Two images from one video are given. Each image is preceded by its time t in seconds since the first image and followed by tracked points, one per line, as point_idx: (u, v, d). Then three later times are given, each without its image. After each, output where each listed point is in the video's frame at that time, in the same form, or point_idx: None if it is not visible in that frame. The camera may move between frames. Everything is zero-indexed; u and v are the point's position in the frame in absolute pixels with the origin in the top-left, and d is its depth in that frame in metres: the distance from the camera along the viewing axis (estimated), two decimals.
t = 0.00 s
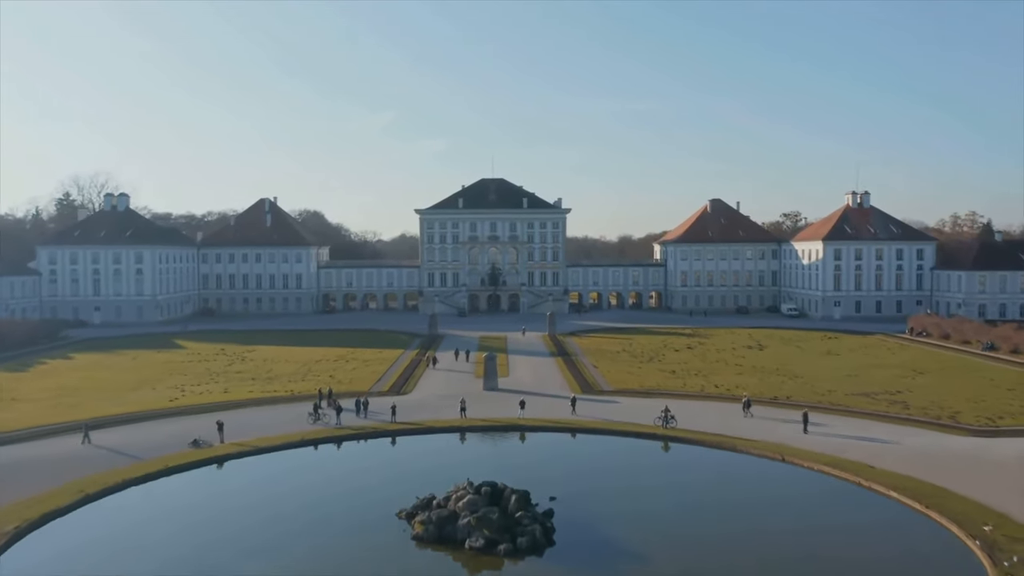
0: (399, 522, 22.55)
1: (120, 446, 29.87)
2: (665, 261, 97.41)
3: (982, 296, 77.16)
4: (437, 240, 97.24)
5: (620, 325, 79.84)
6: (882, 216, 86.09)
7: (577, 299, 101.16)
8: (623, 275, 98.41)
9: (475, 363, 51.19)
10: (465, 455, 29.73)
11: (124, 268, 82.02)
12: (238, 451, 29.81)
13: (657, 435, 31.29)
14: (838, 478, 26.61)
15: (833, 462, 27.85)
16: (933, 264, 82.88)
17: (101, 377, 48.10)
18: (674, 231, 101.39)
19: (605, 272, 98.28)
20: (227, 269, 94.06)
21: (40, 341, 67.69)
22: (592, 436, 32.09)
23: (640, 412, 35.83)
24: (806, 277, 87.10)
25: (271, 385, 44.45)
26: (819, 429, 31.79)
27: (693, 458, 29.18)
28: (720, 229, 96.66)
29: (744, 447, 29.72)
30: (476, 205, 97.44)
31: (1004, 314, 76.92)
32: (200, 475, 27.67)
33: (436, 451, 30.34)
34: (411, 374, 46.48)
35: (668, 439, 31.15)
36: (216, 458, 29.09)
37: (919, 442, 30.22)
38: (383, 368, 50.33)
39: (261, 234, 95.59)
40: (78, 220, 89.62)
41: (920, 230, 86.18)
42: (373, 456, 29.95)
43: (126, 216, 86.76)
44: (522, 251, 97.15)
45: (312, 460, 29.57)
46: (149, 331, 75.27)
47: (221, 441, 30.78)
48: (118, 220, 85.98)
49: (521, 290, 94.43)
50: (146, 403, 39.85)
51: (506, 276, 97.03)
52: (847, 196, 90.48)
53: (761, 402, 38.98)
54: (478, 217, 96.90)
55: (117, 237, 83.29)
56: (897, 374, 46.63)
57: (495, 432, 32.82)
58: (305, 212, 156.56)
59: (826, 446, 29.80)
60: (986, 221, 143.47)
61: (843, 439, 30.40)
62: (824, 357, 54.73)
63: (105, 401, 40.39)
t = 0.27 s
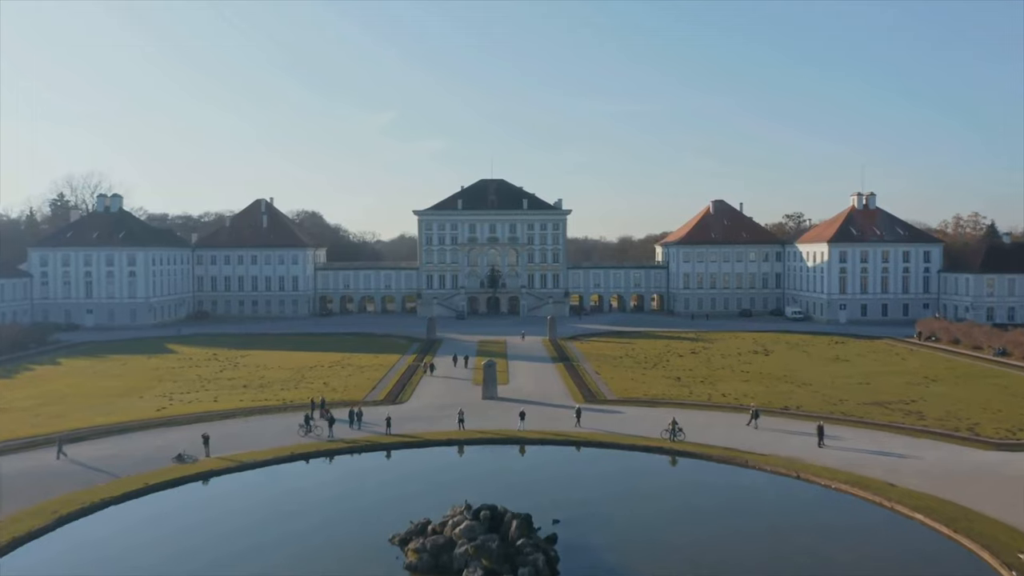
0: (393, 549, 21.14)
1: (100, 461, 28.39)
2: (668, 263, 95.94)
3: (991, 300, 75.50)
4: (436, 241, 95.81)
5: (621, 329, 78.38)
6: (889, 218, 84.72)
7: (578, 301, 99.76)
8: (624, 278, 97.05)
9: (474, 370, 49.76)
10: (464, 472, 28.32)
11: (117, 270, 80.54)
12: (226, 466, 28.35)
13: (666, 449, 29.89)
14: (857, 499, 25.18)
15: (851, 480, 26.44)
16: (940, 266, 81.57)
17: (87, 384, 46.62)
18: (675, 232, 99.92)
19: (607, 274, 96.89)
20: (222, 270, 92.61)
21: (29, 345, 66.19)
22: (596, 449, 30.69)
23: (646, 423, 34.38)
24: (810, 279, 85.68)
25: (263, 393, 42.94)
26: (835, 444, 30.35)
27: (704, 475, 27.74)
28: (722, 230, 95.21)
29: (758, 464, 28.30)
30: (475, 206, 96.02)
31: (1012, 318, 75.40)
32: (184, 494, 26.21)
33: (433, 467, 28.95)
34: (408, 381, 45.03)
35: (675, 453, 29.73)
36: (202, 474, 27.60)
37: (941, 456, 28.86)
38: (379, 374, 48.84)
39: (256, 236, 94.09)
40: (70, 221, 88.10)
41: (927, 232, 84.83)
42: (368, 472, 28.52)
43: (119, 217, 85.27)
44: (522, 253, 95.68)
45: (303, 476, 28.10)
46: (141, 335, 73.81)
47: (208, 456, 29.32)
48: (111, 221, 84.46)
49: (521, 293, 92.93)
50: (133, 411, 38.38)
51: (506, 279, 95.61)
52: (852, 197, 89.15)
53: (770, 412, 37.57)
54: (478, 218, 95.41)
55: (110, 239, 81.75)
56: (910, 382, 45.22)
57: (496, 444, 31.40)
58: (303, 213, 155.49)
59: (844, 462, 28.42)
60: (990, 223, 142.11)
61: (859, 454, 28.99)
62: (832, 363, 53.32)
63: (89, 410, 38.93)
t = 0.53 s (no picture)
0: None
1: (77, 478, 26.94)
2: (670, 265, 94.47)
3: (999, 304, 73.93)
4: (435, 243, 94.39)
5: (623, 332, 76.97)
6: (895, 220, 83.33)
7: (579, 304, 98.41)
8: (626, 280, 95.66)
9: (473, 376, 48.30)
10: (461, 490, 26.86)
11: (109, 271, 79.10)
12: (211, 483, 26.90)
13: (674, 466, 28.47)
14: (879, 522, 23.71)
15: (872, 500, 24.97)
16: (947, 269, 80.16)
17: (73, 391, 45.16)
18: (678, 234, 98.48)
19: (608, 276, 95.52)
20: (217, 272, 91.19)
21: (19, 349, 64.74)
22: (600, 464, 29.21)
23: (652, 435, 32.95)
24: (815, 282, 84.29)
25: (254, 400, 41.48)
26: (852, 459, 28.92)
27: (715, 494, 26.31)
28: (726, 232, 93.77)
29: (771, 482, 26.87)
30: (474, 207, 94.59)
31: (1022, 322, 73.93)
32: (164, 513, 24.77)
33: (428, 485, 27.47)
34: (404, 388, 43.54)
35: (684, 469, 28.24)
36: (185, 491, 26.15)
37: (963, 473, 27.42)
38: (375, 380, 47.37)
39: (252, 237, 92.63)
40: (63, 222, 86.68)
41: (934, 234, 83.42)
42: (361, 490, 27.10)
43: (112, 218, 83.81)
44: (522, 255, 94.20)
45: (292, 493, 26.66)
46: (133, 338, 72.38)
47: (191, 472, 27.88)
48: (103, 221, 83.01)
49: (521, 295, 91.46)
50: (118, 421, 36.93)
51: (506, 281, 94.10)
52: (858, 198, 87.77)
53: (781, 423, 36.08)
54: (477, 219, 93.95)
55: (102, 240, 80.29)
56: (923, 390, 43.77)
57: (495, 459, 29.94)
58: (301, 214, 154.30)
59: (863, 480, 27.00)
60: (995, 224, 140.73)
61: (877, 471, 27.56)
62: (841, 369, 51.89)
63: (72, 420, 37.45)
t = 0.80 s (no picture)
0: None
1: (56, 494, 25.71)
2: (672, 267, 93.64)
3: (1007, 307, 72.77)
4: (434, 244, 93.16)
5: (624, 335, 75.72)
6: (901, 222, 82.14)
7: (580, 306, 97.19)
8: (627, 282, 94.43)
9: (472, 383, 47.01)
10: (459, 506, 25.53)
11: (102, 273, 77.85)
12: (196, 499, 25.65)
13: (682, 480, 27.20)
14: (900, 543, 22.40)
15: (891, 518, 23.70)
16: (954, 272, 78.97)
17: (60, 397, 43.88)
18: (680, 235, 97.20)
19: (609, 278, 94.30)
20: (213, 273, 89.93)
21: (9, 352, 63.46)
22: (604, 478, 27.90)
23: (658, 448, 31.69)
24: (820, 284, 83.08)
25: (246, 408, 40.21)
26: (868, 474, 27.67)
27: (726, 511, 25.04)
28: (729, 233, 92.46)
29: (785, 498, 25.60)
30: (474, 208, 93.33)
31: None
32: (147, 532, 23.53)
33: (423, 500, 26.15)
34: (401, 396, 42.25)
35: (692, 484, 26.94)
36: (168, 509, 24.90)
37: (985, 489, 26.18)
38: (371, 387, 46.08)
39: (249, 237, 91.36)
40: (56, 222, 85.41)
41: (940, 236, 82.21)
42: (354, 504, 25.83)
43: (105, 218, 82.52)
44: (522, 256, 92.97)
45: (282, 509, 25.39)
46: (127, 341, 71.14)
47: (176, 487, 26.64)
48: (97, 222, 81.73)
49: (521, 297, 90.29)
50: (104, 431, 35.69)
51: (506, 283, 92.91)
52: (863, 199, 86.56)
53: (791, 433, 34.82)
54: (477, 220, 92.68)
55: (95, 241, 79.03)
56: (935, 398, 42.50)
57: (495, 473, 28.68)
58: (300, 214, 153.14)
59: (881, 496, 25.74)
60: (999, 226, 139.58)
61: (895, 487, 26.30)
62: (849, 375, 50.64)
63: (57, 428, 36.21)
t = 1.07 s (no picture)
0: None
1: (30, 515, 24.32)
2: (674, 269, 92.36)
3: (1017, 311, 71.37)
4: (432, 246, 91.73)
5: (626, 339, 74.30)
6: (908, 224, 80.75)
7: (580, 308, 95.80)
8: (629, 284, 93.02)
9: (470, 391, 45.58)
10: (457, 527, 24.15)
11: (95, 275, 76.41)
12: (178, 519, 24.23)
13: (692, 500, 25.74)
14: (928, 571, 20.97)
15: (916, 542, 22.33)
16: (962, 275, 77.58)
17: (43, 405, 42.40)
18: (682, 237, 95.74)
19: (611, 280, 92.89)
20: (208, 275, 88.47)
21: None
22: (610, 496, 26.50)
23: (665, 462, 30.23)
24: (825, 288, 81.67)
25: (236, 417, 38.73)
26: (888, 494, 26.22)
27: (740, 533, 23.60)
28: (732, 235, 90.99)
29: (801, 519, 24.15)
30: (473, 209, 91.87)
31: None
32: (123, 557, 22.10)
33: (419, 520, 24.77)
34: (397, 404, 40.78)
35: (703, 503, 25.58)
36: (147, 530, 23.47)
37: (1013, 509, 24.76)
38: (366, 394, 44.62)
39: (244, 239, 89.90)
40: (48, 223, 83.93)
41: (948, 238, 80.81)
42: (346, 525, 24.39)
43: (98, 219, 81.03)
44: (522, 258, 91.55)
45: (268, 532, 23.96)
46: (119, 345, 69.70)
47: (158, 507, 25.22)
48: (89, 223, 80.26)
49: (521, 300, 88.88)
50: (87, 442, 34.23)
51: (506, 285, 91.51)
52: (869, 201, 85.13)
53: (803, 445, 33.38)
54: (476, 222, 91.24)
55: (87, 242, 77.57)
56: (950, 408, 41.07)
57: (494, 490, 27.23)
58: (297, 214, 151.72)
59: (903, 519, 24.29)
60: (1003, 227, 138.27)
61: (919, 509, 24.87)
62: (859, 383, 49.19)
63: (38, 439, 34.74)
